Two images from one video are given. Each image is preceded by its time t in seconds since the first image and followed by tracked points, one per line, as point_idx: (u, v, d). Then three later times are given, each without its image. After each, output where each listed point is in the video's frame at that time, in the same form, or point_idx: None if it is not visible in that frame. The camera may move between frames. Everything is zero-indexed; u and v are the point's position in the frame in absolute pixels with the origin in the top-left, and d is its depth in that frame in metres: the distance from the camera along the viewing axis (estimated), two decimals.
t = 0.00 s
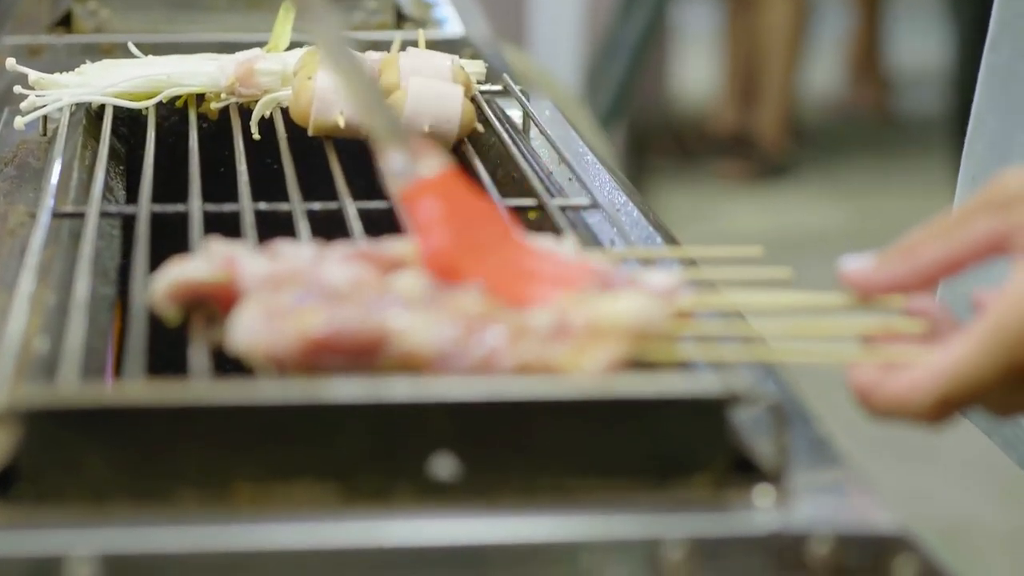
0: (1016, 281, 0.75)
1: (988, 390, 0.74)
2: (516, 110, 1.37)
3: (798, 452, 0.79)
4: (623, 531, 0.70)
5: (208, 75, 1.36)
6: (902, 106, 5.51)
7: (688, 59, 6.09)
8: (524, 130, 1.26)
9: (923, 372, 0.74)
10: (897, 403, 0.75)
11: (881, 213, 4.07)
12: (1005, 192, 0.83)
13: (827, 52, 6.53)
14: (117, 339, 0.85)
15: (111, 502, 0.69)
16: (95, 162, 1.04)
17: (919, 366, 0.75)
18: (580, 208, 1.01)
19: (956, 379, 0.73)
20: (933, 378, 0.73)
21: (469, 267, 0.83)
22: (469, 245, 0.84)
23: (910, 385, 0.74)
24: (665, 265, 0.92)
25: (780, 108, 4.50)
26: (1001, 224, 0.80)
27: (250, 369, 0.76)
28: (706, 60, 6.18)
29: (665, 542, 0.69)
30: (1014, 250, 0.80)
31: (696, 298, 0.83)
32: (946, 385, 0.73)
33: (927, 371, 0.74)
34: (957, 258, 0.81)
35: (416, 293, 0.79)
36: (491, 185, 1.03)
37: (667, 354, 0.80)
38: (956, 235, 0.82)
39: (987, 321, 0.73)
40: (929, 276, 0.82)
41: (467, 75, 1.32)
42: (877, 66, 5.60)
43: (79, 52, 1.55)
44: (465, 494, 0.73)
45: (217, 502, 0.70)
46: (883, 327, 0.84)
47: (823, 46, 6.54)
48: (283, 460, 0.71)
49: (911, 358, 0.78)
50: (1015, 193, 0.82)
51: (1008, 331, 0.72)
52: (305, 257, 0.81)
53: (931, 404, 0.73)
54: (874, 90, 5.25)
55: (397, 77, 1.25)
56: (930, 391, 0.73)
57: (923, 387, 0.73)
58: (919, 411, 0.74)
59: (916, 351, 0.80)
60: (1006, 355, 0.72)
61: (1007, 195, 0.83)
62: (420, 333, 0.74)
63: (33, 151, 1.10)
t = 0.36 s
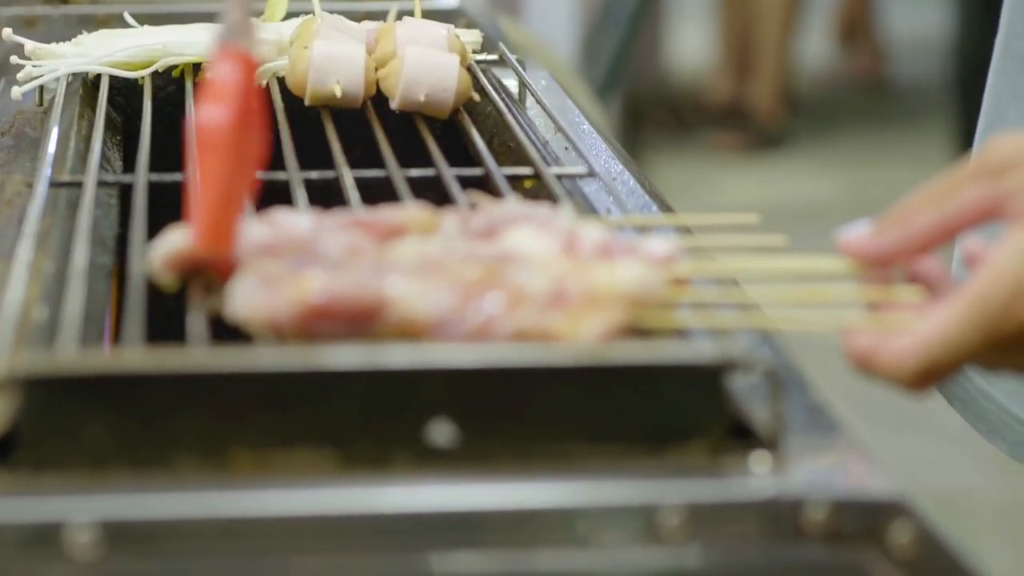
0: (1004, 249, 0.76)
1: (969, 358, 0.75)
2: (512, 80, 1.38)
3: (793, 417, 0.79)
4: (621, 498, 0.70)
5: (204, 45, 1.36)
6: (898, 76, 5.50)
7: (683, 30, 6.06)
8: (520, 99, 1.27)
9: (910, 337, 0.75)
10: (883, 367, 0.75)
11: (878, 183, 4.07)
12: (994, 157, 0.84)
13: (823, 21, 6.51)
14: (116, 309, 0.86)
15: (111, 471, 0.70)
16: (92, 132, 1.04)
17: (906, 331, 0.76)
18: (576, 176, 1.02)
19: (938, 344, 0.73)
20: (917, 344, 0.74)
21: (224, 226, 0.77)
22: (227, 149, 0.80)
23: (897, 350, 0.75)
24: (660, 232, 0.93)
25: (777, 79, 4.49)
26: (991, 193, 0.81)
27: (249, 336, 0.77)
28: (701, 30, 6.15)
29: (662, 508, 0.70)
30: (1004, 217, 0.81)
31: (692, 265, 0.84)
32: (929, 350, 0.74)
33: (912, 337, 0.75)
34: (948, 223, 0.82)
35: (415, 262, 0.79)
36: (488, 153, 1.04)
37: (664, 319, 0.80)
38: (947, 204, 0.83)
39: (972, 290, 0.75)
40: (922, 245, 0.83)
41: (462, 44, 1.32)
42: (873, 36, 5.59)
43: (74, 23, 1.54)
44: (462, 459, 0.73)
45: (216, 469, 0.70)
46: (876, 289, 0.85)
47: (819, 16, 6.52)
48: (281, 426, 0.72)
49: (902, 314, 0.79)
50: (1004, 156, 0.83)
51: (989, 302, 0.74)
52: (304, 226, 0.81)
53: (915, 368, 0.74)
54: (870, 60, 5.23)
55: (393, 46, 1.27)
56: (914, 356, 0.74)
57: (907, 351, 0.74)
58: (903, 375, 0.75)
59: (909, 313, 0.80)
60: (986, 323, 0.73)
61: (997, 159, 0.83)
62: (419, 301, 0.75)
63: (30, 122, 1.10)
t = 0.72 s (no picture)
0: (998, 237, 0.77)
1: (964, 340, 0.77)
2: (510, 59, 1.39)
3: (791, 394, 0.80)
4: (622, 475, 0.71)
5: (203, 25, 1.36)
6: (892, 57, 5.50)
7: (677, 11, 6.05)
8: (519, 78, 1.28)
9: (904, 320, 0.77)
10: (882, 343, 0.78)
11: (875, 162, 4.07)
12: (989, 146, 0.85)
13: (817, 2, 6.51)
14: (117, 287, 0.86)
15: (114, 449, 0.70)
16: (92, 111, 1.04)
17: (903, 312, 0.78)
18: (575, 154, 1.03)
19: (933, 326, 0.75)
20: (913, 326, 0.76)
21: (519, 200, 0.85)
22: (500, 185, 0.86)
23: (893, 329, 0.77)
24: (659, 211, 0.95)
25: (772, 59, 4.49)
26: (988, 178, 0.82)
27: (251, 314, 0.77)
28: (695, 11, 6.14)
29: (662, 485, 0.71)
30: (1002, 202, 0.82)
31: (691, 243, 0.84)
32: (923, 332, 0.76)
33: (908, 318, 0.77)
34: (946, 210, 0.83)
35: (416, 241, 0.79)
36: (488, 133, 1.05)
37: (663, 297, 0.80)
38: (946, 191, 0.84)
39: (967, 275, 0.76)
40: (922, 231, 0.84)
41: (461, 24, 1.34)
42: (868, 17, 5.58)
43: (72, 3, 1.54)
44: (463, 437, 0.74)
45: (219, 445, 0.71)
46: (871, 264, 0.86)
47: None
48: (283, 404, 0.72)
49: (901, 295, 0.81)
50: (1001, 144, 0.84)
51: (983, 288, 0.75)
52: (304, 204, 0.82)
53: (909, 349, 0.76)
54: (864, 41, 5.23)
55: (392, 26, 1.28)
56: (908, 336, 0.76)
57: (902, 333, 0.76)
58: (896, 355, 0.77)
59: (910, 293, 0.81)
60: (979, 309, 0.75)
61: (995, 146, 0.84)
62: (419, 278, 0.75)
63: (29, 101, 1.10)
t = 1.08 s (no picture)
0: (987, 221, 0.78)
1: (949, 321, 0.78)
2: (509, 45, 1.40)
3: (789, 377, 0.81)
4: (620, 457, 0.71)
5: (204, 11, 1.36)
6: (888, 43, 5.50)
7: None
8: (518, 65, 1.29)
9: (888, 301, 0.78)
10: (870, 321, 0.79)
11: (872, 147, 4.07)
12: (986, 133, 0.86)
13: None
14: (120, 271, 0.87)
15: (118, 431, 0.71)
16: (94, 97, 1.04)
17: (892, 291, 0.79)
18: (574, 140, 1.04)
19: (921, 305, 0.76)
20: (896, 305, 0.77)
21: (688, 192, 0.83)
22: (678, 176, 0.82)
23: (881, 308, 0.78)
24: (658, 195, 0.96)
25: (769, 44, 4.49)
26: (986, 167, 0.83)
27: (254, 298, 0.78)
28: None
29: (662, 468, 0.71)
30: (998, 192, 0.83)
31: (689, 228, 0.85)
32: (911, 311, 0.77)
33: (895, 297, 0.78)
34: (942, 198, 0.84)
35: (416, 226, 0.80)
36: (488, 119, 1.05)
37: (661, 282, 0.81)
38: (943, 179, 0.85)
39: (954, 255, 0.78)
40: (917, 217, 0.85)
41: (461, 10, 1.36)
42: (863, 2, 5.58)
43: None
44: (463, 419, 0.75)
45: (222, 427, 0.72)
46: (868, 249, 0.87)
47: None
48: (285, 387, 0.73)
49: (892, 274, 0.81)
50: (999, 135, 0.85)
51: (969, 267, 0.77)
52: (307, 189, 0.82)
53: (897, 328, 0.78)
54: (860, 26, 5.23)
55: (393, 12, 1.29)
56: (896, 316, 0.77)
57: (889, 311, 0.78)
58: (883, 333, 0.78)
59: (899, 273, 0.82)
60: (966, 289, 0.76)
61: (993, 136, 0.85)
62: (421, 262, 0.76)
63: (30, 88, 1.10)
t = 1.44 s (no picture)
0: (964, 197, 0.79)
1: (934, 295, 0.79)
2: (507, 34, 1.40)
3: (784, 362, 0.82)
4: (617, 441, 0.72)
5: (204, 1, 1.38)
6: (883, 32, 5.50)
7: None
8: (516, 53, 1.30)
9: (871, 276, 0.79)
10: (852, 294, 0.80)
11: (868, 135, 4.08)
12: (973, 103, 0.86)
13: None
14: (122, 258, 0.87)
15: (122, 416, 0.71)
16: (94, 85, 1.05)
17: (874, 266, 0.80)
18: (572, 128, 1.05)
19: (901, 280, 0.78)
20: (879, 280, 0.78)
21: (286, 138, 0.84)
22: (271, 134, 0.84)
23: (864, 283, 0.79)
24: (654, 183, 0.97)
25: (765, 32, 4.50)
26: (972, 142, 0.84)
27: (255, 285, 0.78)
28: None
29: (659, 452, 0.72)
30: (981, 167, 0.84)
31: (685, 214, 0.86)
32: (891, 285, 0.78)
33: (878, 272, 0.79)
34: (927, 174, 0.85)
35: (415, 214, 0.81)
36: (486, 107, 1.06)
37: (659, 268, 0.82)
38: (929, 154, 0.86)
39: (934, 230, 0.79)
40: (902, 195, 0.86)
41: None
42: None
43: None
44: (464, 404, 0.75)
45: (224, 412, 0.72)
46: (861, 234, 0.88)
47: None
48: (286, 372, 0.73)
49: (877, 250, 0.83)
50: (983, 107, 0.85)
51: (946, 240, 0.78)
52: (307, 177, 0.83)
53: (880, 302, 0.79)
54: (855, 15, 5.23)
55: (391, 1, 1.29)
56: (877, 290, 0.79)
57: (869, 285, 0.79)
58: (868, 309, 0.79)
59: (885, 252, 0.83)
60: (946, 264, 0.78)
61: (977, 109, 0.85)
62: (420, 249, 0.76)
63: (31, 76, 1.10)
